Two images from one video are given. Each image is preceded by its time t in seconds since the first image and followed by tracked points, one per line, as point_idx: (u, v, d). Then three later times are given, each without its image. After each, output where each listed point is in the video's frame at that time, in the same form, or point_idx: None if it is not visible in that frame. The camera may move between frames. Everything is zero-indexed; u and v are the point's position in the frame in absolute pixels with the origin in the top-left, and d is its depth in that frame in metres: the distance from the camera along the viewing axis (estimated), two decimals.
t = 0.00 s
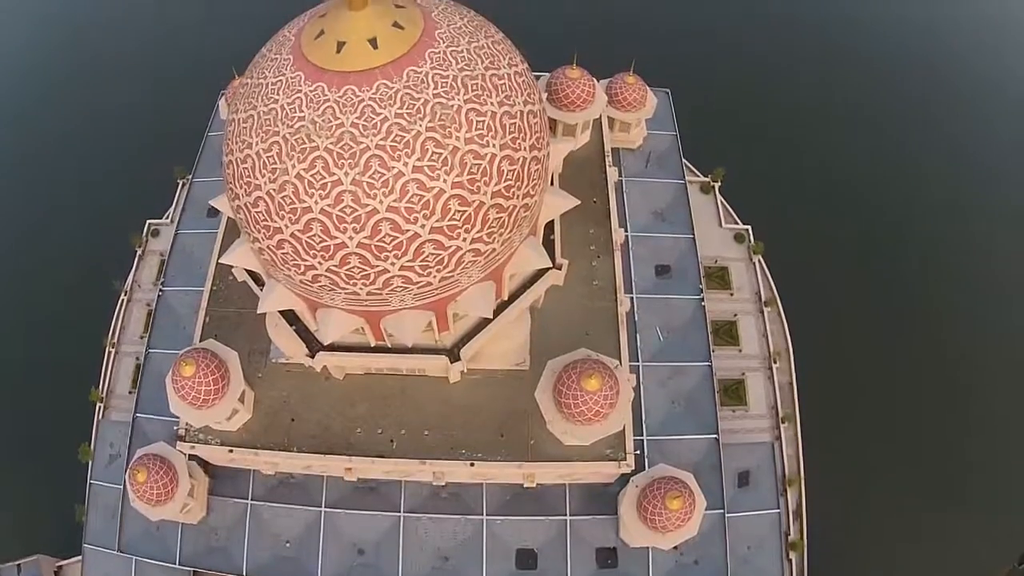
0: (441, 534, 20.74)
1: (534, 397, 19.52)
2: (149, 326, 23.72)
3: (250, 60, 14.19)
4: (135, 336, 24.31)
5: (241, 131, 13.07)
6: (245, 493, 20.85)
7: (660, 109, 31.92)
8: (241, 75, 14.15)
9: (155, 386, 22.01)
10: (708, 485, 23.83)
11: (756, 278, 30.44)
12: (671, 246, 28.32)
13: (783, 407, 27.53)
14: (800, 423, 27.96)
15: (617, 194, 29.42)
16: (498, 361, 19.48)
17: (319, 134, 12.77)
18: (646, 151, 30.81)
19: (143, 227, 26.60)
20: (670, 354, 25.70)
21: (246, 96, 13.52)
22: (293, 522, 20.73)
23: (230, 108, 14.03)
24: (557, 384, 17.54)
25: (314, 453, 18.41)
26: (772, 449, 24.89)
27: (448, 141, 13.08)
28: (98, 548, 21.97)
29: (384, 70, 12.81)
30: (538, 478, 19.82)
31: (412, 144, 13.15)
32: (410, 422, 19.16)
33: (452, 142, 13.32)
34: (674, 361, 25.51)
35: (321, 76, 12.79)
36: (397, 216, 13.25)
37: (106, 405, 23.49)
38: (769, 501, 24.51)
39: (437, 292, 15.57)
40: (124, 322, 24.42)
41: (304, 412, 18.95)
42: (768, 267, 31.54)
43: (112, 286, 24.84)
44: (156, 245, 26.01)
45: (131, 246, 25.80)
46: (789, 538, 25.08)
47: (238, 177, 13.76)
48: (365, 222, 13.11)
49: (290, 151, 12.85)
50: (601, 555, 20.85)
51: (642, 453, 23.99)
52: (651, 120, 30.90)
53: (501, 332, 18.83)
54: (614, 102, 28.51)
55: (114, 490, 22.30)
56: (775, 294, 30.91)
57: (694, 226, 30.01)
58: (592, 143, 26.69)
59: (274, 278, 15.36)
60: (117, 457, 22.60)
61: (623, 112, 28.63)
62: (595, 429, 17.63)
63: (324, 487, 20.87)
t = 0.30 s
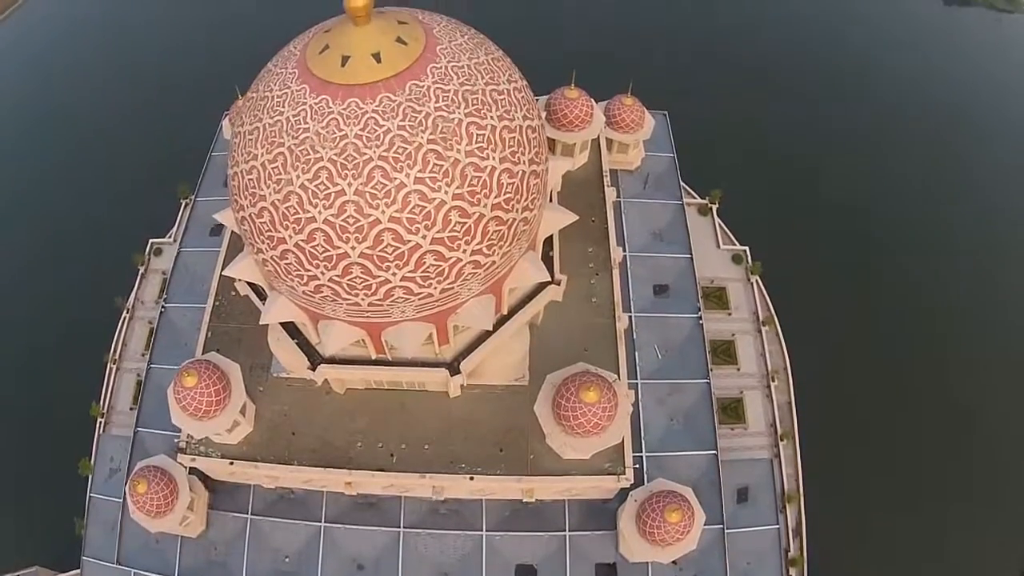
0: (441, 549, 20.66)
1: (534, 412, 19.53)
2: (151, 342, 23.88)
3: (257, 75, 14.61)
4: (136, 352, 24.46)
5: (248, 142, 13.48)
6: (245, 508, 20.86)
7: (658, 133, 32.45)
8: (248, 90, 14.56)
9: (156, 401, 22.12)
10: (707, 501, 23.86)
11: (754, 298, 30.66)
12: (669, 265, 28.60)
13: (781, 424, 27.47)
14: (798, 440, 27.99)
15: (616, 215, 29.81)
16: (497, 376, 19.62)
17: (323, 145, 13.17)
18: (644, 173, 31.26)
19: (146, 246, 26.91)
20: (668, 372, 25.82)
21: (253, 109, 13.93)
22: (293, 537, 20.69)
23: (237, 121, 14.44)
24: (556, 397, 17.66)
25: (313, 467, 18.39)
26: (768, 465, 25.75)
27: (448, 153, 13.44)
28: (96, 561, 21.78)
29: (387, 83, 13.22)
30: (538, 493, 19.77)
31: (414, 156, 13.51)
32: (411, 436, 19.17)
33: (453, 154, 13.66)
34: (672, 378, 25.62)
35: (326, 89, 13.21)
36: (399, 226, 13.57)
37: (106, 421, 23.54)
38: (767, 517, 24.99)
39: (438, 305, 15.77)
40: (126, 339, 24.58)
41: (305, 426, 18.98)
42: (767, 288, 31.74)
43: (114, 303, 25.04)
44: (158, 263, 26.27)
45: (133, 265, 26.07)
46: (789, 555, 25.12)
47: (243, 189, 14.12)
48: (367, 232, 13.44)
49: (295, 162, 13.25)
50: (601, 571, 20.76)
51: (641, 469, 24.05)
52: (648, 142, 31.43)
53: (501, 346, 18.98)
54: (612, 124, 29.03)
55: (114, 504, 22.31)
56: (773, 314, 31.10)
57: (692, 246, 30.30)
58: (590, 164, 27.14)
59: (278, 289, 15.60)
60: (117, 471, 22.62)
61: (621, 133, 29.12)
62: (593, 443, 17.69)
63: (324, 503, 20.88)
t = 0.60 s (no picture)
0: (440, 564, 20.62)
1: (533, 426, 19.65)
2: (152, 359, 24.09)
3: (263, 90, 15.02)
4: (138, 369, 24.65)
5: (253, 155, 13.85)
6: (245, 522, 20.91)
7: (655, 156, 32.96)
8: (254, 105, 14.95)
9: (157, 415, 22.27)
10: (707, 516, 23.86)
11: (751, 318, 30.87)
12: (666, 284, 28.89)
13: (780, 442, 27.50)
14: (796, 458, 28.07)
15: (614, 236, 30.18)
16: (496, 392, 19.80)
17: (327, 158, 13.53)
18: (641, 195, 31.67)
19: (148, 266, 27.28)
20: (667, 389, 25.98)
21: (258, 122, 14.32)
22: (293, 551, 20.67)
23: (243, 134, 14.83)
24: (555, 410, 17.79)
25: (313, 480, 18.40)
26: (768, 482, 26.27)
27: (449, 166, 13.77)
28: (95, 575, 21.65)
29: (390, 98, 13.60)
30: (538, 507, 19.81)
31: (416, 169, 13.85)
32: (411, 450, 19.22)
33: (454, 168, 13.99)
34: (671, 395, 25.77)
35: (330, 103, 13.59)
36: (401, 237, 13.85)
37: (107, 436, 23.59)
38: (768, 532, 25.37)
39: (438, 317, 15.98)
40: (128, 355, 24.79)
41: (305, 439, 19.07)
42: (764, 308, 31.98)
43: (117, 320, 25.28)
44: (160, 282, 26.64)
45: (136, 283, 26.38)
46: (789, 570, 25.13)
47: (248, 201, 14.45)
48: (369, 243, 13.73)
49: (299, 174, 13.60)
50: None
51: (640, 486, 24.10)
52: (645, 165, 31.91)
53: (501, 360, 19.17)
54: (610, 146, 29.48)
55: (114, 518, 22.30)
56: (770, 334, 31.33)
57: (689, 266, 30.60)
58: (588, 185, 27.55)
59: (281, 301, 15.84)
60: (118, 484, 22.66)
61: (619, 155, 29.57)
62: (592, 456, 17.77)
63: (324, 517, 20.92)
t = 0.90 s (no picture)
0: None
1: (533, 441, 19.78)
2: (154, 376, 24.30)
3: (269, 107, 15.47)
4: (139, 386, 24.82)
5: (260, 168, 14.24)
6: (245, 537, 20.96)
7: (652, 179, 33.44)
8: (260, 121, 15.39)
9: (159, 430, 22.47)
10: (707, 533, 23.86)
11: (749, 338, 31.09)
12: (664, 304, 29.17)
13: (778, 460, 27.58)
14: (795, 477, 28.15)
15: (613, 257, 30.49)
16: (496, 407, 19.97)
17: (331, 171, 13.90)
18: (639, 217, 32.06)
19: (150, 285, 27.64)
20: (665, 407, 26.14)
21: (265, 137, 14.74)
22: (293, 566, 20.67)
23: (249, 149, 15.25)
24: (553, 424, 17.95)
25: (314, 493, 18.47)
26: (768, 497, 26.50)
27: (450, 179, 14.13)
28: None
29: (392, 113, 14.01)
30: (537, 522, 19.90)
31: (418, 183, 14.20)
32: (411, 465, 19.31)
33: (455, 182, 14.35)
34: (670, 413, 25.93)
35: (334, 118, 14.01)
36: (402, 249, 14.15)
37: (108, 452, 23.67)
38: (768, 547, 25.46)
39: (439, 330, 16.22)
40: (130, 372, 25.00)
41: (307, 453, 19.19)
42: (761, 328, 32.23)
43: (120, 337, 25.53)
44: (162, 301, 26.96)
45: (138, 301, 26.71)
46: None
47: (254, 213, 14.81)
48: (372, 254, 14.03)
49: (304, 187, 13.97)
50: None
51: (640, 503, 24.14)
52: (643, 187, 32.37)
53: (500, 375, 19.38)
54: (609, 168, 29.95)
55: (114, 533, 22.31)
56: (767, 354, 31.57)
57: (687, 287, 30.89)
58: (587, 206, 27.95)
59: (284, 313, 16.10)
60: (118, 498, 22.74)
61: (617, 177, 30.01)
62: (591, 469, 17.85)
63: (324, 532, 20.96)
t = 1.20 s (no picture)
0: None
1: (533, 457, 19.94)
2: (156, 393, 24.55)
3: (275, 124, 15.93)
4: (141, 403, 25.02)
5: (265, 183, 14.66)
6: (245, 551, 21.02)
7: (650, 203, 33.97)
8: (266, 139, 15.85)
9: (161, 446, 22.67)
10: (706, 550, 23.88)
11: (747, 358, 31.31)
12: (662, 324, 29.47)
13: (777, 478, 27.67)
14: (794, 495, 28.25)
15: (611, 279, 30.80)
16: (496, 423, 20.14)
17: (335, 186, 14.30)
18: (637, 240, 32.48)
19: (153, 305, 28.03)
20: (664, 425, 26.30)
21: (271, 153, 15.18)
22: None
23: (255, 165, 15.69)
24: (552, 437, 18.13)
25: (314, 507, 18.55)
26: (766, 514, 26.65)
27: (450, 195, 14.48)
28: None
29: (395, 130, 14.42)
30: (535, 537, 20.01)
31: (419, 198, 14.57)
32: (411, 480, 19.39)
33: (456, 197, 14.71)
34: (668, 431, 26.08)
35: (338, 134, 14.43)
36: (404, 262, 14.45)
37: (108, 468, 23.77)
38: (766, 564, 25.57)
39: (440, 344, 16.45)
40: (132, 389, 25.24)
41: (308, 468, 19.33)
42: (759, 350, 32.47)
43: (122, 355, 25.81)
44: (165, 320, 27.38)
45: (141, 320, 27.06)
46: None
47: (259, 227, 15.19)
48: (374, 267, 14.35)
49: (308, 201, 14.36)
50: None
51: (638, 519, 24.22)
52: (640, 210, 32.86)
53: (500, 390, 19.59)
54: (608, 190, 30.42)
55: (113, 548, 22.34)
56: (765, 374, 31.78)
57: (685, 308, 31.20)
58: (585, 228, 28.39)
59: (287, 326, 16.39)
60: (119, 512, 22.84)
61: (616, 199, 30.46)
62: (591, 483, 17.94)
63: (324, 548, 21.03)
